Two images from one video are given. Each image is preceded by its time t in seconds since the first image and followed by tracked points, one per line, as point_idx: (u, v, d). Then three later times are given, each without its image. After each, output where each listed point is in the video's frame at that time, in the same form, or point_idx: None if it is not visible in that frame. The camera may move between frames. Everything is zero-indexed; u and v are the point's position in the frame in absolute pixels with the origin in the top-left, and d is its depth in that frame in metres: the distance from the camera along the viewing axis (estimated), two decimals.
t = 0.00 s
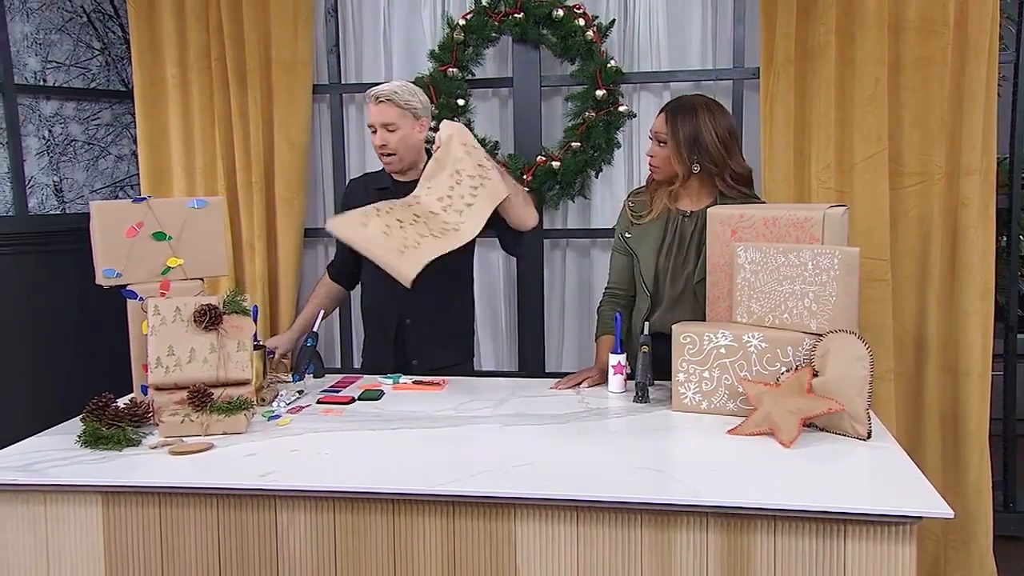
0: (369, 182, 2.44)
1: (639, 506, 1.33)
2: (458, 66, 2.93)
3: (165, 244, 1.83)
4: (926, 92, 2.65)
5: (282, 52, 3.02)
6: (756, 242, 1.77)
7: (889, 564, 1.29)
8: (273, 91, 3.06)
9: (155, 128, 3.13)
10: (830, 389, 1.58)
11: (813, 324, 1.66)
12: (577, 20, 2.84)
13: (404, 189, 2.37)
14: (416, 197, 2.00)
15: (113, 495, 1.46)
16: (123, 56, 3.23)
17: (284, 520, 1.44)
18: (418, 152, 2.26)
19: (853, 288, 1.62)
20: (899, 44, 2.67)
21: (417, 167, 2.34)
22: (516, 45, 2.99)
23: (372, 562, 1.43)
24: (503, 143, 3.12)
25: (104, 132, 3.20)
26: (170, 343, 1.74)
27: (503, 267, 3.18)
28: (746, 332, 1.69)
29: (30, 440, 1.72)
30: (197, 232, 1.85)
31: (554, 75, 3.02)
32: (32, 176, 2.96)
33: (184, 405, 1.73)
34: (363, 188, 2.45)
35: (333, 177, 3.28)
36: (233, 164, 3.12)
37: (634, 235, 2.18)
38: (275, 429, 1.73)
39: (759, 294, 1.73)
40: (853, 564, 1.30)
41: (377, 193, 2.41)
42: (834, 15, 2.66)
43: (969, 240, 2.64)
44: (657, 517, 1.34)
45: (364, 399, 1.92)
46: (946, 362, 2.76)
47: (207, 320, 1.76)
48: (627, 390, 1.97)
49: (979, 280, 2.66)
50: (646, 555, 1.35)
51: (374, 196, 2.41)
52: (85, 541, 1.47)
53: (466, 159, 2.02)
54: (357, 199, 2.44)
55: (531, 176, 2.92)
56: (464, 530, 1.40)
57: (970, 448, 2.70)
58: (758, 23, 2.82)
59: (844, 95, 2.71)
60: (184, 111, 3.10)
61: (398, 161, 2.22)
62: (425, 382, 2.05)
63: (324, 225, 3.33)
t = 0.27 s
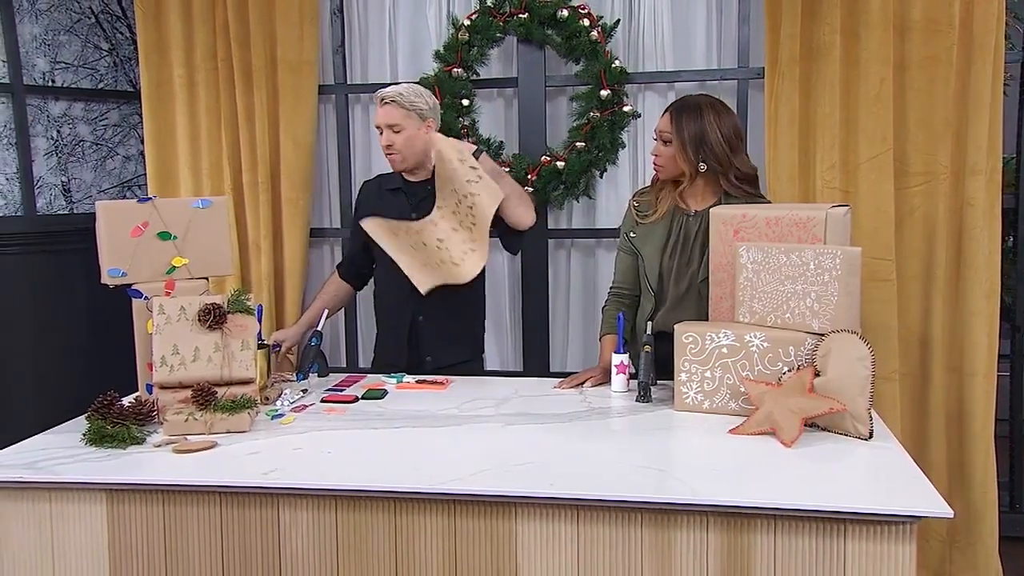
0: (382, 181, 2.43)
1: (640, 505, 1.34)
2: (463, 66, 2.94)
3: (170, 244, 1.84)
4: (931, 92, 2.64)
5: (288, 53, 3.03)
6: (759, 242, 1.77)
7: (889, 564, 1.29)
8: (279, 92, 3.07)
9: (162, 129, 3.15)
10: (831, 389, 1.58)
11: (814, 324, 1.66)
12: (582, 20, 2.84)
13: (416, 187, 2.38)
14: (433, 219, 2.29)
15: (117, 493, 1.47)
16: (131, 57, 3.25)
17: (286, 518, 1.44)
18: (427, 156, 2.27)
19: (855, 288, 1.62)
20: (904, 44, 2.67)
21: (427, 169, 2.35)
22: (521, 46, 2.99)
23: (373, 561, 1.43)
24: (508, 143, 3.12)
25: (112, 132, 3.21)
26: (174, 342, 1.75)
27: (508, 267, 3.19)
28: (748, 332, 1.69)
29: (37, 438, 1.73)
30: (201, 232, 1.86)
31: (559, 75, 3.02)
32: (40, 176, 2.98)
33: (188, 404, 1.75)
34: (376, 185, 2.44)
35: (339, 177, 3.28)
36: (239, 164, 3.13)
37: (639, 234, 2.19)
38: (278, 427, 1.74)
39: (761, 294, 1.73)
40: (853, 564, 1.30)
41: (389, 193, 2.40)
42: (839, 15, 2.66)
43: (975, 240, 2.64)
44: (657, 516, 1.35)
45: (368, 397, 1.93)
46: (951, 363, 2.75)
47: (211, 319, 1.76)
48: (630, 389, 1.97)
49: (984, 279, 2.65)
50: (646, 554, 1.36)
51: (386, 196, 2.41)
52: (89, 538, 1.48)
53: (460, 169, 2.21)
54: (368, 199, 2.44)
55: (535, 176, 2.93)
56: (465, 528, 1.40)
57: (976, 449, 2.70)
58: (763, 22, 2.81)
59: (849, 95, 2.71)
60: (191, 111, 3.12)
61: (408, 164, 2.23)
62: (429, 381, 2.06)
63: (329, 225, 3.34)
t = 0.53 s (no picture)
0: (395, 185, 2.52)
1: (638, 504, 1.34)
2: (465, 67, 2.94)
3: (172, 244, 1.85)
4: (933, 92, 2.64)
5: (291, 54, 3.04)
6: (758, 242, 1.77)
7: (887, 564, 1.29)
8: (282, 92, 3.08)
9: (165, 129, 3.16)
10: (830, 389, 1.58)
11: (814, 324, 1.66)
12: (584, 20, 2.85)
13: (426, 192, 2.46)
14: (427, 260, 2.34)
15: (119, 491, 1.48)
16: (135, 58, 3.26)
17: (286, 517, 1.45)
18: (436, 160, 2.37)
19: (854, 288, 1.62)
20: (906, 44, 2.67)
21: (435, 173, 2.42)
22: (523, 46, 3.00)
23: (373, 559, 1.44)
24: (511, 143, 3.13)
25: (116, 132, 3.22)
26: (176, 341, 1.76)
27: (510, 267, 3.19)
28: (748, 331, 1.69)
29: (39, 436, 1.74)
30: (203, 232, 1.87)
31: (561, 76, 3.02)
32: (45, 176, 2.99)
33: (189, 403, 1.75)
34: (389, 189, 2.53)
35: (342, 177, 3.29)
36: (242, 164, 3.14)
37: (640, 234, 2.19)
38: (279, 426, 1.74)
39: (761, 294, 1.73)
40: (851, 563, 1.30)
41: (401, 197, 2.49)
42: (841, 15, 2.66)
43: (976, 240, 2.64)
44: (656, 516, 1.35)
45: (368, 397, 1.94)
46: (953, 363, 2.75)
47: (213, 318, 1.77)
48: (631, 389, 1.97)
49: (986, 280, 2.65)
50: (644, 553, 1.36)
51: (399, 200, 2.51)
52: (91, 537, 1.49)
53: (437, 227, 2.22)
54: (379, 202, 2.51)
55: (537, 177, 2.94)
56: (464, 527, 1.41)
57: (977, 449, 2.69)
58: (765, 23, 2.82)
59: (851, 96, 2.71)
60: (194, 111, 3.13)
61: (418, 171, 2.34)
62: (430, 381, 2.07)
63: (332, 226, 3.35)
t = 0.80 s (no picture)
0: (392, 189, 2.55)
1: (636, 504, 1.34)
2: (466, 67, 2.95)
3: (172, 244, 1.86)
4: (934, 92, 2.64)
5: (292, 54, 3.04)
6: (758, 242, 1.78)
7: (885, 564, 1.29)
8: (283, 92, 3.08)
9: (167, 129, 3.16)
10: (829, 389, 1.59)
11: (813, 324, 1.66)
12: (584, 20, 2.85)
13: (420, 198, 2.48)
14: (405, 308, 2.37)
15: (119, 490, 1.48)
16: (137, 58, 3.26)
17: (286, 516, 1.45)
18: (429, 166, 2.38)
19: (853, 288, 1.62)
20: (906, 44, 2.67)
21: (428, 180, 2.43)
22: (524, 46, 3.00)
23: (371, 558, 1.44)
24: (512, 143, 3.13)
25: (118, 133, 3.23)
26: (177, 341, 1.76)
27: (511, 266, 3.20)
28: (747, 331, 1.69)
29: (40, 436, 1.75)
30: (204, 232, 1.88)
31: (562, 76, 3.03)
32: (47, 176, 3.00)
33: (189, 403, 1.75)
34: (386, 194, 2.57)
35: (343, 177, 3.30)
36: (243, 164, 3.14)
37: (639, 234, 2.19)
38: (279, 426, 1.75)
39: (761, 293, 1.73)
40: (849, 563, 1.30)
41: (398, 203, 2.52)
42: (841, 15, 2.66)
43: (977, 240, 2.64)
44: (654, 515, 1.35)
45: (368, 397, 1.94)
46: (954, 364, 2.74)
47: (213, 318, 1.77)
48: (631, 389, 1.98)
49: (987, 280, 2.65)
50: (643, 552, 1.36)
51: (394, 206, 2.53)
52: (92, 536, 1.50)
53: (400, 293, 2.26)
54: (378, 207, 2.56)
55: (538, 177, 2.94)
56: (463, 527, 1.41)
57: (978, 450, 2.69)
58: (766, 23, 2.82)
59: (852, 95, 2.71)
60: (196, 111, 3.13)
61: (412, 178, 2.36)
62: (430, 381, 2.07)
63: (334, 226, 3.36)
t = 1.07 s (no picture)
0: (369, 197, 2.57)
1: (632, 503, 1.34)
2: (464, 67, 2.95)
3: (169, 243, 1.86)
4: (931, 92, 2.64)
5: (290, 54, 3.04)
6: (755, 242, 1.78)
7: (880, 563, 1.30)
8: (281, 93, 3.08)
9: (165, 129, 3.17)
10: (825, 388, 1.59)
11: (809, 323, 1.67)
12: (582, 21, 2.85)
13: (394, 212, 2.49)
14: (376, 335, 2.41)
15: (116, 490, 1.48)
16: (135, 58, 3.26)
17: (282, 515, 1.46)
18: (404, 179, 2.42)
19: (849, 287, 1.62)
20: (904, 44, 2.67)
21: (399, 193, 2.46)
22: (521, 46, 3.00)
23: (368, 557, 1.44)
24: (510, 143, 3.13)
25: (116, 133, 3.23)
26: (174, 341, 1.76)
27: (509, 267, 3.20)
28: (744, 331, 1.69)
29: (37, 435, 1.75)
30: (201, 231, 1.88)
31: (559, 76, 3.03)
32: (46, 176, 3.00)
33: (187, 402, 1.76)
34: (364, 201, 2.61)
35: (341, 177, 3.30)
36: (241, 164, 3.14)
37: (636, 231, 2.20)
38: (276, 425, 1.75)
39: (758, 293, 1.73)
40: (844, 562, 1.31)
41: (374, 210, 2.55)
42: (839, 15, 2.66)
43: (974, 240, 2.64)
44: (650, 514, 1.35)
45: (365, 396, 1.95)
46: (951, 364, 2.75)
47: (210, 317, 1.77)
48: (628, 388, 1.98)
49: (984, 280, 2.65)
50: (639, 551, 1.37)
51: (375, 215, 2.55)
52: (89, 535, 1.50)
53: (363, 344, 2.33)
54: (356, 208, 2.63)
55: (536, 177, 2.95)
56: (459, 526, 1.41)
57: (975, 449, 2.70)
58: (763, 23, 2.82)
59: (849, 96, 2.71)
60: (194, 111, 3.14)
61: (387, 190, 2.39)
62: (427, 380, 2.07)
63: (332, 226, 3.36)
